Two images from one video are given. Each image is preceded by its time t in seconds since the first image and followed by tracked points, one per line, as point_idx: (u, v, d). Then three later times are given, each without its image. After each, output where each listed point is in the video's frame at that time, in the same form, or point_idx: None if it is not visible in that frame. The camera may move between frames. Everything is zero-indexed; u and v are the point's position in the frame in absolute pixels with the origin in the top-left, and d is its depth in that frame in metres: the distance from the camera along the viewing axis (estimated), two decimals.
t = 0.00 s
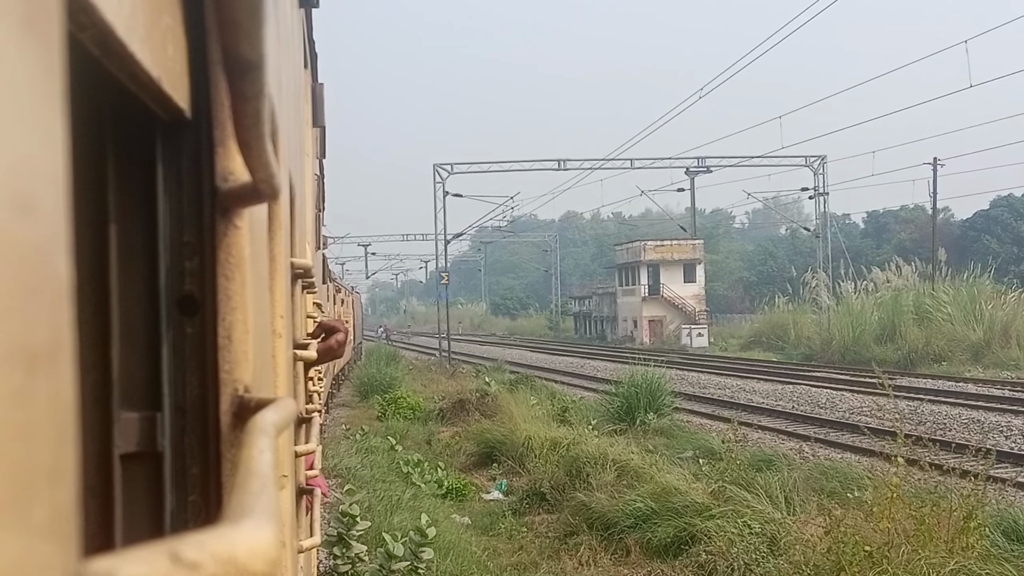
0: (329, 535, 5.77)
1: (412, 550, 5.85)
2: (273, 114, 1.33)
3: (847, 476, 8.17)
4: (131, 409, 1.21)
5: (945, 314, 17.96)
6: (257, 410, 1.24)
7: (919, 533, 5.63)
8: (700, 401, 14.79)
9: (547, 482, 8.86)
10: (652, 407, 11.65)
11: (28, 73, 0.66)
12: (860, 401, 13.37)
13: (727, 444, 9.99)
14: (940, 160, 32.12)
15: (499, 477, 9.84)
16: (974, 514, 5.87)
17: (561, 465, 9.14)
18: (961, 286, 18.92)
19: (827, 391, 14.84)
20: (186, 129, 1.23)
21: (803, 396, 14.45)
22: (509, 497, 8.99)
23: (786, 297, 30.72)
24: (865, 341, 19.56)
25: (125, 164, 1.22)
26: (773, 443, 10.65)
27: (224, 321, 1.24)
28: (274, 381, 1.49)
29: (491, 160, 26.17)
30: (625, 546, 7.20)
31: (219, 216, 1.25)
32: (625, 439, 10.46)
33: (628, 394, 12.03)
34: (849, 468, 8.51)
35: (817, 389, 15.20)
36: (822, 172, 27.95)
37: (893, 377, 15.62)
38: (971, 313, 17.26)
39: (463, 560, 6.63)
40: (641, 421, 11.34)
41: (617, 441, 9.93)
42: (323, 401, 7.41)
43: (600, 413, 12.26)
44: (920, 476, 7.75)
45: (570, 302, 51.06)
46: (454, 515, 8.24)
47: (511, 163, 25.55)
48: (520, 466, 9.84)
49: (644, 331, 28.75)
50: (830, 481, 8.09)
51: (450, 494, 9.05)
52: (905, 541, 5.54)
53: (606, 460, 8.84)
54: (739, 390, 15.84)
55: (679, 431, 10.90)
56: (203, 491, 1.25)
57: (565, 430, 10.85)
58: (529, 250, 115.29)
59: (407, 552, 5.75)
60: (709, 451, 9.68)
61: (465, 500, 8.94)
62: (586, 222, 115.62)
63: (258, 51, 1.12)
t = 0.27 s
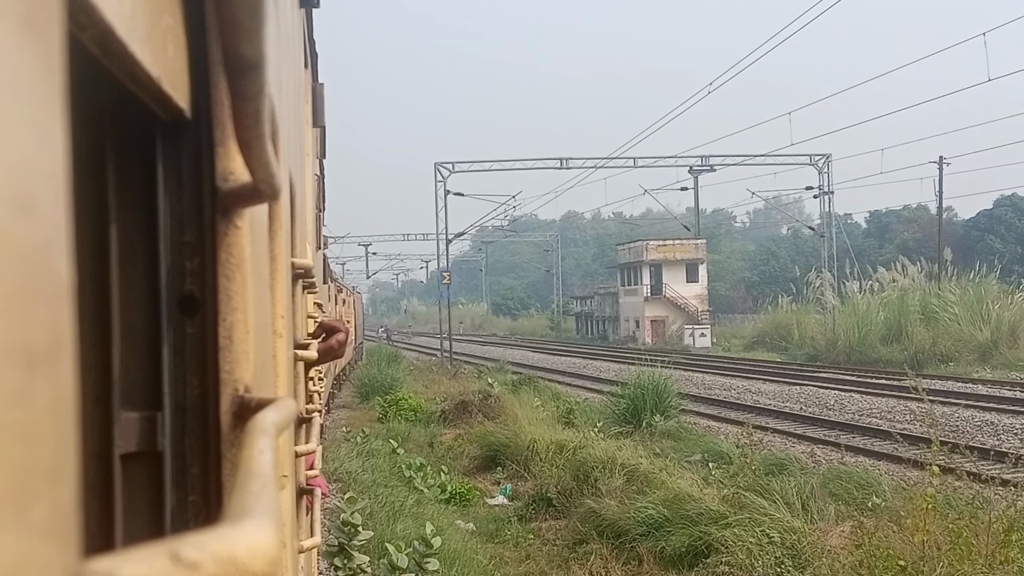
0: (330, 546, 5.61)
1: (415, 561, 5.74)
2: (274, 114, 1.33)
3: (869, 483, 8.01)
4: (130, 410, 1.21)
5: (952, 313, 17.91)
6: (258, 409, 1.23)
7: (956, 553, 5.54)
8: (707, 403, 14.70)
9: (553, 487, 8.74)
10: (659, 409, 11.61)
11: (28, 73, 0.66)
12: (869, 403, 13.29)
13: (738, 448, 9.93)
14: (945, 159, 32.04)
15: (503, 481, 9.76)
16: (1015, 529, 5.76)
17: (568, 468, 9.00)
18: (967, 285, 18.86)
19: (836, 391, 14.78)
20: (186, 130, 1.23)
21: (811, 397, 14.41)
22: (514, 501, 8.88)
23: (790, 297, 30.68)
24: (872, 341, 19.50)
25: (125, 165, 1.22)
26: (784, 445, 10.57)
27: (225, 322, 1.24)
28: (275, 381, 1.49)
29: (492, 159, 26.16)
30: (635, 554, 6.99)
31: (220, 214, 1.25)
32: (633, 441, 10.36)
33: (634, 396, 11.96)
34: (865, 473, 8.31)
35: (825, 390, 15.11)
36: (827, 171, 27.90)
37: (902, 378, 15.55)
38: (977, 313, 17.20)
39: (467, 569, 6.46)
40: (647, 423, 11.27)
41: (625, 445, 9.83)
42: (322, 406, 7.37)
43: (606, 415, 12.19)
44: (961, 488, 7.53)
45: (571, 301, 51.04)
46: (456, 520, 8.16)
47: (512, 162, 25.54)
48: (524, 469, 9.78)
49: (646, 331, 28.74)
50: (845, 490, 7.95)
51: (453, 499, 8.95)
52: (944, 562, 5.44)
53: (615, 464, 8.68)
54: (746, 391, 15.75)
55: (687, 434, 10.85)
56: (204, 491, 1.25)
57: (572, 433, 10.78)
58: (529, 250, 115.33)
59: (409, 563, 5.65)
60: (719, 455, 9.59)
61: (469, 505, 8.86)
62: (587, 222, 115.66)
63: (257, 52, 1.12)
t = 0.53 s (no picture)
0: (332, 559, 5.60)
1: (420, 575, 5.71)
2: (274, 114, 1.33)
3: (895, 496, 7.87)
4: (131, 410, 1.22)
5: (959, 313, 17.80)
6: (257, 410, 1.23)
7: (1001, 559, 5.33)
8: (715, 405, 14.59)
9: (561, 494, 8.58)
10: (667, 411, 11.51)
11: (26, 75, 0.66)
12: (880, 405, 13.19)
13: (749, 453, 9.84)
14: (950, 158, 31.94)
15: (510, 486, 9.63)
16: None
17: (578, 473, 8.85)
18: (974, 285, 18.75)
19: (846, 392, 14.67)
20: (186, 129, 1.23)
21: (820, 399, 14.32)
22: (520, 508, 8.76)
23: (794, 298, 30.58)
24: (878, 342, 19.40)
25: (125, 166, 1.22)
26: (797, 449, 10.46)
27: (224, 323, 1.24)
28: (275, 381, 1.48)
29: (493, 157, 26.12)
30: (649, 566, 6.74)
31: (220, 215, 1.25)
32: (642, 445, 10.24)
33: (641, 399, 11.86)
34: (887, 481, 8.28)
35: (833, 392, 15.00)
36: (833, 169, 27.79)
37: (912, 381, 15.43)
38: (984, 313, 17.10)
39: None
40: (655, 426, 11.18)
41: (634, 449, 9.72)
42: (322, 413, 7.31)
43: (613, 417, 12.09)
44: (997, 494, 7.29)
45: (573, 302, 50.95)
46: (460, 527, 8.00)
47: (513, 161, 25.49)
48: (531, 474, 9.64)
49: (648, 332, 28.69)
50: (868, 502, 7.76)
51: (457, 506, 8.80)
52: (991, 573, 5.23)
53: (628, 471, 8.49)
54: (753, 393, 15.64)
55: (695, 437, 10.77)
56: (204, 491, 1.25)
57: (581, 436, 10.69)
58: (530, 250, 115.27)
59: None
60: (732, 461, 9.48)
61: (474, 511, 8.71)
62: (588, 222, 115.68)
63: (258, 52, 1.12)
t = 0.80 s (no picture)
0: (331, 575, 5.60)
1: None
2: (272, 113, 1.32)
3: (916, 503, 7.51)
4: (130, 411, 1.22)
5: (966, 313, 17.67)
6: (256, 410, 1.23)
7: None
8: (725, 407, 14.36)
9: (569, 501, 8.27)
10: (673, 414, 11.23)
11: (26, 73, 0.66)
12: (891, 407, 12.99)
13: (761, 459, 9.66)
14: (955, 156, 31.78)
15: (514, 491, 9.34)
16: None
17: (588, 481, 8.52)
18: (980, 285, 18.63)
19: (855, 394, 14.50)
20: (186, 128, 1.23)
21: (829, 400, 14.17)
22: (526, 514, 8.48)
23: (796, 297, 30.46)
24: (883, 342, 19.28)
25: (124, 161, 1.23)
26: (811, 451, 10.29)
27: (224, 322, 1.24)
28: (274, 381, 1.49)
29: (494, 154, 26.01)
30: None
31: (219, 215, 1.25)
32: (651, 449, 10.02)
33: (647, 399, 11.64)
34: (908, 487, 7.91)
35: (842, 393, 14.81)
36: (837, 167, 27.64)
37: (921, 381, 15.28)
38: (991, 313, 16.98)
39: None
40: (663, 429, 10.92)
41: (641, 452, 9.50)
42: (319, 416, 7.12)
43: (619, 419, 11.86)
44: None
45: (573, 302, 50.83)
46: (465, 536, 7.74)
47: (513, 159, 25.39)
48: (536, 479, 9.39)
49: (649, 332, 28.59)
50: (888, 508, 7.44)
51: (461, 513, 8.53)
52: None
53: (638, 478, 8.21)
54: (760, 394, 15.44)
55: (703, 440, 10.54)
56: (203, 491, 1.25)
57: (588, 439, 10.48)
58: (530, 249, 115.18)
59: None
60: (743, 466, 9.30)
61: (479, 518, 8.47)
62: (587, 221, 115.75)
63: (258, 51, 1.12)
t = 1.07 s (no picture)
0: None
1: None
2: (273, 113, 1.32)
3: (943, 512, 7.42)
4: (131, 411, 1.22)
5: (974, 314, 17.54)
6: (257, 410, 1.23)
7: None
8: (734, 409, 14.19)
9: (578, 507, 8.12)
10: (682, 416, 11.11)
11: (26, 73, 0.66)
12: (903, 409, 12.85)
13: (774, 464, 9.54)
14: (963, 154, 31.60)
15: (520, 497, 9.20)
16: None
17: (596, 486, 8.31)
18: (988, 285, 18.51)
19: (866, 396, 14.37)
20: (186, 129, 1.23)
21: (839, 401, 14.05)
22: (534, 521, 8.29)
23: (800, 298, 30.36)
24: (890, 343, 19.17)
25: (125, 163, 1.23)
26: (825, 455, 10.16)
27: (225, 322, 1.23)
28: (275, 381, 1.48)
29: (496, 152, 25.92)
30: None
31: (220, 216, 1.24)
32: (661, 452, 9.88)
33: (656, 402, 11.50)
34: (933, 494, 7.88)
35: (852, 394, 14.67)
36: (843, 166, 27.49)
37: (932, 382, 15.15)
38: (999, 313, 16.87)
39: None
40: (671, 431, 10.84)
41: (651, 456, 9.37)
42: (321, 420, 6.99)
43: (627, 422, 11.72)
44: None
45: (575, 302, 50.74)
46: (471, 543, 7.56)
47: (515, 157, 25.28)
48: (543, 485, 9.27)
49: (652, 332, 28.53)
50: (913, 518, 7.32)
51: (466, 518, 8.35)
52: None
53: (651, 484, 7.92)
54: (768, 396, 15.30)
55: (713, 442, 10.46)
56: (204, 491, 1.25)
57: (597, 443, 10.33)
58: (531, 249, 115.12)
59: None
60: (757, 471, 9.21)
61: (484, 524, 8.28)
62: (588, 221, 115.64)
63: (258, 52, 1.12)
